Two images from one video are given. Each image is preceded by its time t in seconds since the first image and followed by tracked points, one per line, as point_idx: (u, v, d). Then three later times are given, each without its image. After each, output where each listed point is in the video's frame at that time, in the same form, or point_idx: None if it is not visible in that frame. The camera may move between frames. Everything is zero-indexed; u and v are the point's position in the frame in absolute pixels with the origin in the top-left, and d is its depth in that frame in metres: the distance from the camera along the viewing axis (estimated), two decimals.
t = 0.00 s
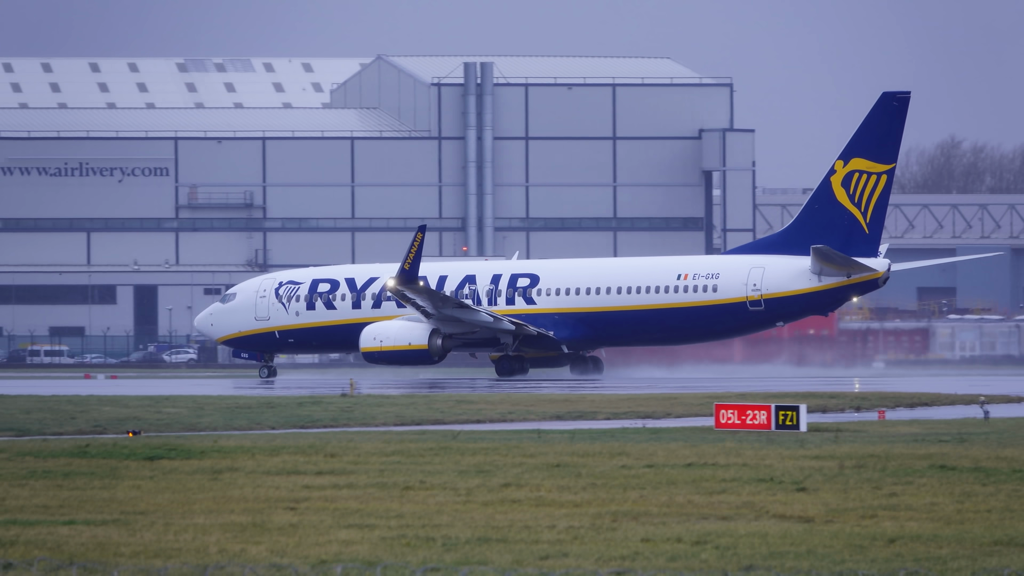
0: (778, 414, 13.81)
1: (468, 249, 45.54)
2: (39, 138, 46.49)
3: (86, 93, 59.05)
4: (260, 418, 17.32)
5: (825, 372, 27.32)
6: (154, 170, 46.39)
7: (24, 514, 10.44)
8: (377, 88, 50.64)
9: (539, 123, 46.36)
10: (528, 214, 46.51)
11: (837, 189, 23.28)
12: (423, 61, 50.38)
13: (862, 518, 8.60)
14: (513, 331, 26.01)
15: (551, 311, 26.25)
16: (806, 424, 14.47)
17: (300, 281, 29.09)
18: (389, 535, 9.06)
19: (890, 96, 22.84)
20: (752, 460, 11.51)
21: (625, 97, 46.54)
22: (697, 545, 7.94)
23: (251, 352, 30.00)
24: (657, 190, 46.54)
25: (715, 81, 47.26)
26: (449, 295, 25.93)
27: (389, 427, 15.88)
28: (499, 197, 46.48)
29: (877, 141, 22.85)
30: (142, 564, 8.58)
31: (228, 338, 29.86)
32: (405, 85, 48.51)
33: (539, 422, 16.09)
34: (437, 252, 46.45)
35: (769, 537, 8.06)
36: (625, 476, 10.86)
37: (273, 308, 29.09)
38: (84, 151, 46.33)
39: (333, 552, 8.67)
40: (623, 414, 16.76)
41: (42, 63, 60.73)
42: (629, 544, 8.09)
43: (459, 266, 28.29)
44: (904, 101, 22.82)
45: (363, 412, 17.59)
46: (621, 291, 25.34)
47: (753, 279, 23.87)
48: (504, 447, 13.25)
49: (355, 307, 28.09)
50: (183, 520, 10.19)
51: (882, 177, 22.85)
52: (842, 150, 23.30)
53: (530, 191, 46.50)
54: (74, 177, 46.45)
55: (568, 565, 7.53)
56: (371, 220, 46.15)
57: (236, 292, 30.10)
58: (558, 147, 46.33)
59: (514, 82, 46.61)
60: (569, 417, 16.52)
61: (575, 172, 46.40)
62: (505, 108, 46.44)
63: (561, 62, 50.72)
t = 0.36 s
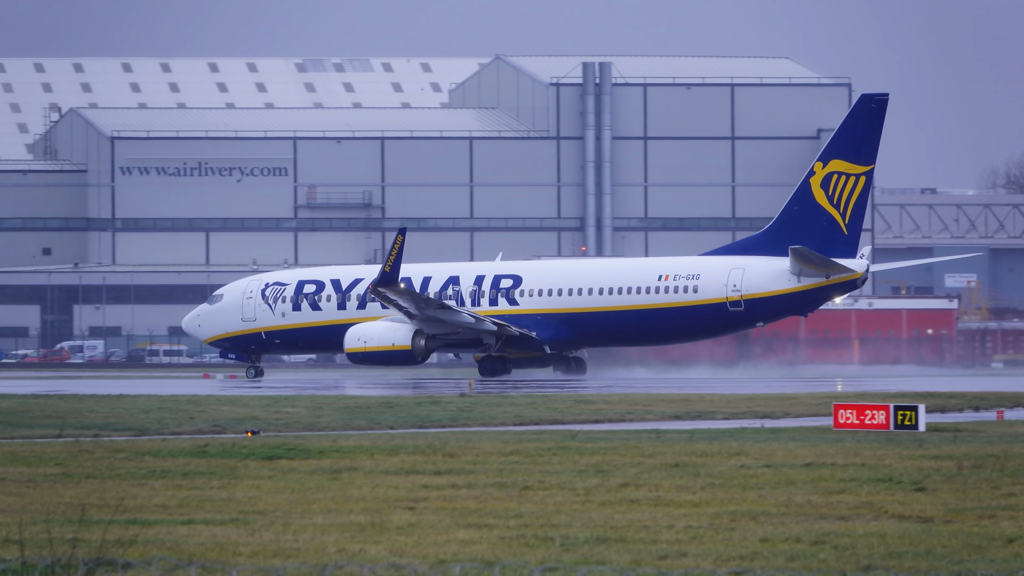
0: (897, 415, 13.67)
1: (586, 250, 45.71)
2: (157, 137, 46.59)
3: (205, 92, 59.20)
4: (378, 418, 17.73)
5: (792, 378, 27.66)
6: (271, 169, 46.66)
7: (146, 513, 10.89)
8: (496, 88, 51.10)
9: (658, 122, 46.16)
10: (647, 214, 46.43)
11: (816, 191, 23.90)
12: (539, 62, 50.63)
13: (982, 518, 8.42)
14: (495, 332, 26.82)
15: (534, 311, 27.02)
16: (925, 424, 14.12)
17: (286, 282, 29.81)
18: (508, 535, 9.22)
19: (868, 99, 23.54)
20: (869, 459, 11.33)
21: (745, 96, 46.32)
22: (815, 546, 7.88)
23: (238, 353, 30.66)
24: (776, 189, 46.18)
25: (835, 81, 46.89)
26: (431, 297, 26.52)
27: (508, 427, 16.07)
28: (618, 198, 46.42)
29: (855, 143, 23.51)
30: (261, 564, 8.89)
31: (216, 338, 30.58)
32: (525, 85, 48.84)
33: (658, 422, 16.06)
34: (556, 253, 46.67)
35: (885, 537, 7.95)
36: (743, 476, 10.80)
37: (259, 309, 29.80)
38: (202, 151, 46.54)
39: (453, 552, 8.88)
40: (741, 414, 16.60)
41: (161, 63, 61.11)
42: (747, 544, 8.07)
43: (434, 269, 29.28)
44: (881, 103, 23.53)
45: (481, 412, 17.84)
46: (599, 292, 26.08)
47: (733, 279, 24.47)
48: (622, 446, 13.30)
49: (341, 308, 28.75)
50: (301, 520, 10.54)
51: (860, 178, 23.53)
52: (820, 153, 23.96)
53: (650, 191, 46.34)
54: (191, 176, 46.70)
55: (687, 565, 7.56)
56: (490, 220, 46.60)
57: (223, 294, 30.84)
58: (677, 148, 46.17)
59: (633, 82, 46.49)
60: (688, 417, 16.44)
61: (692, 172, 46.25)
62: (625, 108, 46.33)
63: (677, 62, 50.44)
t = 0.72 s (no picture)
0: (1016, 414, 12.91)
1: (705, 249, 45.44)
2: (273, 138, 46.56)
3: (324, 92, 60.16)
4: (496, 418, 17.94)
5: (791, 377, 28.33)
6: (389, 168, 46.86)
7: (263, 513, 11.32)
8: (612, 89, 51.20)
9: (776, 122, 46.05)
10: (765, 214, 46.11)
11: (796, 193, 24.14)
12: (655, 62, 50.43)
13: None
14: (477, 332, 26.97)
15: (517, 312, 27.21)
16: None
17: (273, 283, 29.89)
18: (625, 535, 9.29)
19: (848, 101, 23.76)
20: (991, 460, 11.06)
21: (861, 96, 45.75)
22: (932, 545, 7.84)
23: (224, 353, 30.67)
24: (890, 189, 45.20)
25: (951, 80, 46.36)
26: (414, 298, 26.73)
27: (625, 427, 16.10)
28: (735, 197, 46.23)
29: (835, 144, 23.74)
30: (378, 563, 9.17)
31: (203, 338, 30.58)
32: (641, 85, 48.64)
33: (775, 422, 15.85)
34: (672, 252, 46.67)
35: (1005, 538, 7.88)
36: (860, 475, 10.65)
37: (247, 310, 29.84)
38: (319, 151, 46.63)
39: (570, 552, 9.01)
40: (858, 414, 16.28)
41: (280, 63, 62.41)
42: (864, 544, 8.01)
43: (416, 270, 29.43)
44: (860, 104, 23.76)
45: (598, 412, 17.91)
46: (580, 293, 26.36)
47: (714, 281, 24.75)
48: (740, 446, 13.20)
49: (327, 308, 28.94)
50: (418, 520, 10.81)
51: (839, 181, 23.74)
52: (800, 154, 24.17)
53: (767, 190, 45.97)
54: (309, 176, 46.73)
55: (804, 565, 7.52)
56: (607, 220, 46.61)
57: (210, 294, 30.83)
58: (795, 147, 46.02)
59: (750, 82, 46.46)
60: (805, 417, 16.20)
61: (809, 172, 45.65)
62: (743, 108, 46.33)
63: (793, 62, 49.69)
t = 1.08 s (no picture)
0: None
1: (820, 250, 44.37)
2: (385, 138, 46.93)
3: (441, 92, 60.96)
4: (611, 418, 17.95)
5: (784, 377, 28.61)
6: (505, 168, 47.15)
7: (379, 512, 11.65)
8: (728, 87, 50.56)
9: (894, 122, 44.71)
10: (882, 213, 45.01)
11: (779, 195, 24.77)
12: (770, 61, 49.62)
13: None
14: (462, 332, 27.66)
15: (501, 313, 27.95)
16: None
17: (260, 283, 30.51)
18: (741, 535, 9.26)
19: (829, 104, 24.42)
20: None
21: (978, 95, 44.99)
22: None
23: (213, 353, 31.30)
24: (1008, 189, 45.03)
25: None
26: (398, 299, 27.51)
27: (739, 428, 15.91)
28: (851, 197, 44.91)
29: (817, 149, 24.37)
30: (495, 563, 9.37)
31: (191, 338, 31.22)
32: (757, 84, 48.01)
33: (891, 422, 15.49)
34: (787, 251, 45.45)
35: None
36: (978, 475, 10.46)
37: (234, 310, 30.49)
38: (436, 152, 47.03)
39: (686, 552, 9.04)
40: (977, 414, 15.83)
41: (396, 62, 63.65)
42: (981, 544, 8.02)
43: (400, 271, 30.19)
44: (842, 108, 24.39)
45: (714, 412, 17.76)
46: (562, 294, 27.14)
47: (697, 283, 25.52)
48: (855, 447, 12.96)
49: (314, 308, 29.57)
50: (534, 519, 10.98)
51: (820, 183, 24.39)
52: (782, 158, 24.77)
53: (883, 190, 44.89)
54: (427, 176, 47.17)
55: (920, 565, 7.48)
56: (724, 220, 46.53)
57: (199, 295, 31.48)
58: (912, 148, 44.83)
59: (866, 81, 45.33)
60: (921, 417, 15.82)
61: (924, 172, 44.99)
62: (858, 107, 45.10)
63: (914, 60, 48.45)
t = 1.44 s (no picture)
0: None
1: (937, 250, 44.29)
2: (507, 138, 47.38)
3: (556, 92, 61.20)
4: (727, 418, 17.93)
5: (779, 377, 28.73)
6: (621, 168, 47.30)
7: (494, 512, 11.96)
8: (843, 87, 48.88)
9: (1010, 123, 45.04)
10: (997, 214, 45.38)
11: (762, 197, 25.42)
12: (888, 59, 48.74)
13: None
14: (448, 332, 28.22)
15: (488, 314, 28.52)
16: None
17: (250, 285, 31.16)
18: (857, 535, 9.25)
19: (812, 106, 24.97)
20: None
21: None
22: None
23: (203, 354, 31.95)
24: None
25: None
26: (384, 299, 28.00)
27: (855, 428, 15.73)
28: (967, 197, 45.37)
29: (800, 151, 24.96)
30: (611, 563, 9.54)
31: (182, 339, 31.91)
32: (874, 84, 46.54)
33: (1009, 423, 15.17)
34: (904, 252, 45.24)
35: None
36: None
37: (224, 311, 31.14)
38: (551, 152, 47.38)
39: (801, 552, 9.06)
40: None
41: (512, 62, 64.22)
42: None
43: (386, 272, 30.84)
44: (824, 110, 25.00)
45: (830, 412, 17.57)
46: (549, 295, 27.74)
47: (681, 283, 26.08)
48: (972, 446, 12.75)
49: (302, 310, 30.20)
50: (649, 520, 11.12)
51: (802, 185, 25.03)
52: (765, 159, 25.36)
53: (999, 190, 45.32)
54: (542, 176, 47.51)
55: None
56: (840, 220, 45.10)
57: (190, 295, 32.14)
58: None
59: (981, 82, 45.33)
60: None
61: None
62: (972, 109, 45.22)
63: None
